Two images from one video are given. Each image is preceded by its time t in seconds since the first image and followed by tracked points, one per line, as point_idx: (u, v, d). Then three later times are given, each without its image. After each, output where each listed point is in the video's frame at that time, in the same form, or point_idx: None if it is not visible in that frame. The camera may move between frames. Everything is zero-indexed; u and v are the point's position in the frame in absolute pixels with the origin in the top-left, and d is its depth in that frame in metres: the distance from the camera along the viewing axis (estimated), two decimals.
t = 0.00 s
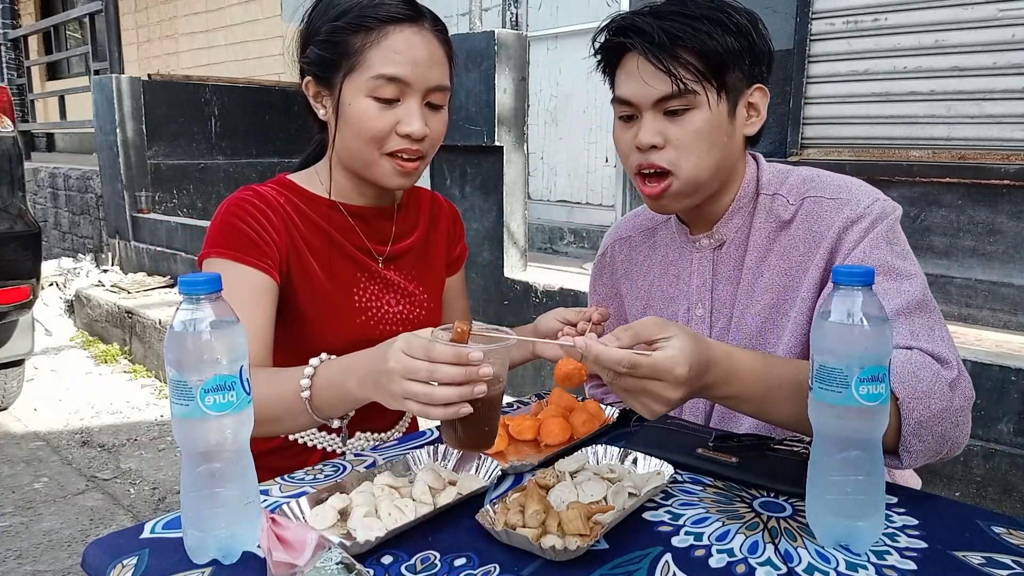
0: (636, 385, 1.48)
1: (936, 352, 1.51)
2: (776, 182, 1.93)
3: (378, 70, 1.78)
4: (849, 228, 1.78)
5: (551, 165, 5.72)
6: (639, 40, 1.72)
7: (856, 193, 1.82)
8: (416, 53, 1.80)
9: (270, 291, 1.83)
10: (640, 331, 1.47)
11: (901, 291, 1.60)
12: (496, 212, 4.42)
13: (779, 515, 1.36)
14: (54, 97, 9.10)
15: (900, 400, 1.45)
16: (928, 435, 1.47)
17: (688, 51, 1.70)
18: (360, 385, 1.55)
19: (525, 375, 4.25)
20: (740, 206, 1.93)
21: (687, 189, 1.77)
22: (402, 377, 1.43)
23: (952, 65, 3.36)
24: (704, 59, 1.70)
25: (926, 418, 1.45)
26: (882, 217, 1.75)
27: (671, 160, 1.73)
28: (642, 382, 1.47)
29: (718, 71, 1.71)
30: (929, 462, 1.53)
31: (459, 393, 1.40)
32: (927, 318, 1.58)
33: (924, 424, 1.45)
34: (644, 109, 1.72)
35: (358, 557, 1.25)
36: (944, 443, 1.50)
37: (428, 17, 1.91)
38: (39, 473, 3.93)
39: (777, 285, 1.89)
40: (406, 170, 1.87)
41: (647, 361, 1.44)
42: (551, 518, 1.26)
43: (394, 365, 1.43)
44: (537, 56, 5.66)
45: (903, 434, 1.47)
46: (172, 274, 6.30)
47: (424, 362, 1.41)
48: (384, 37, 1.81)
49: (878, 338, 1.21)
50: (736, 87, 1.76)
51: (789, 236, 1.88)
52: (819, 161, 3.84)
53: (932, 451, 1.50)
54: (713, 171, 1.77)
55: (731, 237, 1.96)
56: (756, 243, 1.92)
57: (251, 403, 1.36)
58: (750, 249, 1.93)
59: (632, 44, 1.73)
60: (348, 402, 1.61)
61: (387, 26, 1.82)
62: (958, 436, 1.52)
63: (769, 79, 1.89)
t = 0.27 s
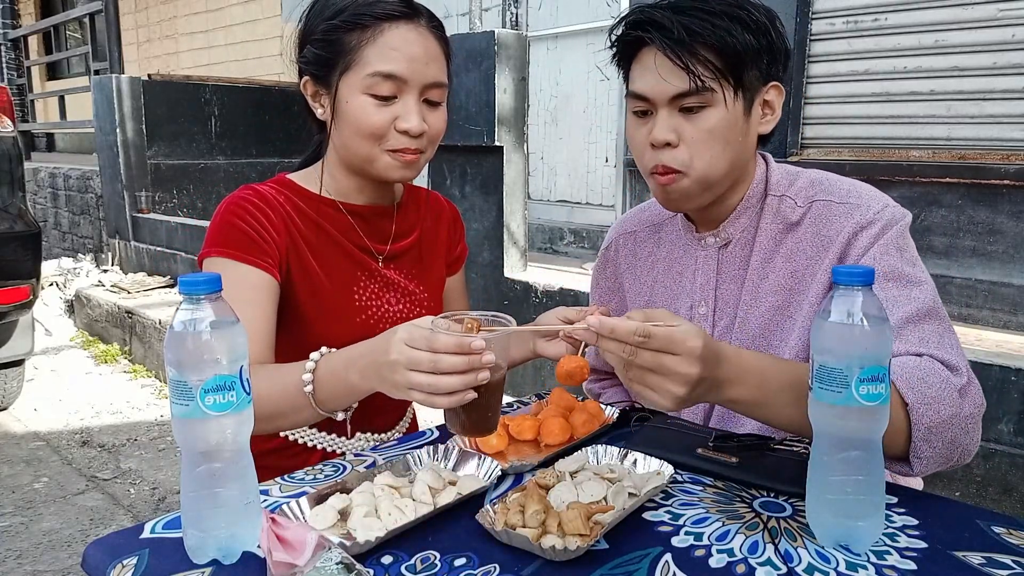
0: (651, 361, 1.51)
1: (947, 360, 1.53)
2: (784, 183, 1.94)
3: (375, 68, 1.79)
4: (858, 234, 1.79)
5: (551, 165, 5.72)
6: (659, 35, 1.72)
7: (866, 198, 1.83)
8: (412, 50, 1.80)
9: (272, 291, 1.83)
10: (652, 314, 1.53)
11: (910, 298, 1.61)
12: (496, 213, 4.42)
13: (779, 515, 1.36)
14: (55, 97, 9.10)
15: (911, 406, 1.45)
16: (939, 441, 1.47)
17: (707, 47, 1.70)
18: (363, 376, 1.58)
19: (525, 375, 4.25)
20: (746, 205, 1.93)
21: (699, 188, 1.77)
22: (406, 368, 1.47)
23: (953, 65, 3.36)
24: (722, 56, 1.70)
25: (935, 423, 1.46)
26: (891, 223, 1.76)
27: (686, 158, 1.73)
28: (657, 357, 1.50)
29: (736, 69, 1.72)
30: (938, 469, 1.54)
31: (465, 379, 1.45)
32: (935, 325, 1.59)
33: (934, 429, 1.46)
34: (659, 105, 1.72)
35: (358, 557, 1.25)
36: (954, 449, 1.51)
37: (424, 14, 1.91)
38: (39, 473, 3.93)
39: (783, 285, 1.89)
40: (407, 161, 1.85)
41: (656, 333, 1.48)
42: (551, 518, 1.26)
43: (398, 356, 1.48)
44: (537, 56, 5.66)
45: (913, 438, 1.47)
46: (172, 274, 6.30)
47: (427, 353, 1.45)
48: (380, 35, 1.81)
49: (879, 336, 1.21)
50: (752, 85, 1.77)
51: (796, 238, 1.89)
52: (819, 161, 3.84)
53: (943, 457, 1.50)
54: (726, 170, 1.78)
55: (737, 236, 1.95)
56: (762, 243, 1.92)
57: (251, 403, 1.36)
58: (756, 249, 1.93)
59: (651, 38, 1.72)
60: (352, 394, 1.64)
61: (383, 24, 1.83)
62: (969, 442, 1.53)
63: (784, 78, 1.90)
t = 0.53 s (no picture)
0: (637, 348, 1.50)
1: (950, 357, 1.52)
2: (784, 184, 1.94)
3: (364, 66, 1.79)
4: (859, 235, 1.78)
5: (551, 165, 5.72)
6: (657, 35, 1.72)
7: (866, 199, 1.83)
8: (401, 46, 1.80)
9: (273, 292, 1.83)
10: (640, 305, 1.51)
11: (912, 299, 1.60)
12: (496, 213, 4.42)
13: (779, 515, 1.36)
14: (55, 97, 9.10)
15: (914, 403, 1.46)
16: (944, 438, 1.47)
17: (705, 47, 1.70)
18: (370, 368, 1.59)
19: (525, 375, 4.25)
20: (745, 206, 1.93)
21: (695, 187, 1.78)
22: (413, 359, 1.51)
23: (952, 64, 3.36)
24: (720, 56, 1.71)
25: (939, 419, 1.46)
26: (892, 224, 1.76)
27: (684, 158, 1.73)
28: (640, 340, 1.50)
29: (735, 69, 1.72)
30: (944, 467, 1.54)
31: (473, 371, 1.50)
32: (939, 325, 1.59)
33: (938, 425, 1.46)
34: (657, 105, 1.73)
35: (358, 557, 1.25)
36: (960, 447, 1.51)
37: (414, 10, 1.91)
38: (39, 473, 3.93)
39: (783, 286, 1.90)
40: (400, 156, 1.85)
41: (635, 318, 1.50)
42: (551, 518, 1.26)
43: (402, 347, 1.51)
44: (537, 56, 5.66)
45: (917, 434, 1.48)
46: (172, 274, 6.31)
47: (433, 342, 1.49)
48: (368, 32, 1.82)
49: (877, 335, 1.21)
50: (751, 85, 1.77)
51: (796, 239, 1.89)
52: (819, 162, 3.84)
53: (949, 455, 1.50)
54: (725, 169, 1.78)
55: (737, 237, 1.96)
56: (762, 244, 1.93)
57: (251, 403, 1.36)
58: (756, 250, 1.94)
59: (649, 39, 1.73)
60: (359, 386, 1.64)
61: (370, 21, 1.83)
62: (976, 438, 1.53)
63: (783, 78, 1.91)
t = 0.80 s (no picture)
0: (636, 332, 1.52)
1: (954, 353, 1.53)
2: (782, 185, 1.94)
3: (362, 65, 1.79)
4: (857, 236, 1.79)
5: (551, 165, 5.72)
6: (644, 40, 1.74)
7: (864, 199, 1.83)
8: (400, 45, 1.80)
9: (272, 289, 1.83)
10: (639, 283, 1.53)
11: (913, 299, 1.60)
12: (496, 213, 4.42)
13: (779, 515, 1.36)
14: (55, 97, 9.10)
15: (915, 396, 1.46)
16: (946, 433, 1.48)
17: (692, 51, 1.72)
18: (376, 358, 1.61)
19: (525, 375, 4.25)
20: (743, 207, 1.94)
21: (687, 188, 1.80)
22: (421, 343, 1.53)
23: (952, 65, 3.36)
24: (707, 59, 1.73)
25: (941, 414, 1.46)
26: (891, 224, 1.75)
27: (675, 160, 1.75)
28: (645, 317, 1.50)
29: (722, 71, 1.74)
30: (946, 463, 1.53)
31: (481, 348, 1.54)
32: (942, 324, 1.58)
33: (939, 419, 1.46)
34: (646, 109, 1.75)
35: (358, 557, 1.25)
36: (964, 443, 1.50)
37: (411, 8, 1.91)
38: (39, 473, 3.93)
39: (782, 287, 1.90)
40: (395, 159, 1.86)
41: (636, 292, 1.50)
42: (551, 518, 1.26)
43: (410, 332, 1.53)
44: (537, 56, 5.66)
45: (918, 429, 1.48)
46: (172, 274, 6.31)
47: (441, 326, 1.51)
48: (368, 30, 1.81)
49: (877, 335, 1.21)
50: (740, 86, 1.78)
51: (794, 240, 1.89)
52: (819, 161, 3.84)
53: (952, 451, 1.50)
54: (717, 172, 1.80)
55: (735, 238, 1.96)
56: (761, 245, 1.93)
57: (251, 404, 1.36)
58: (754, 252, 1.94)
59: (636, 44, 1.75)
60: (365, 374, 1.66)
61: (370, 20, 1.83)
62: (980, 435, 1.52)
63: (776, 78, 1.91)
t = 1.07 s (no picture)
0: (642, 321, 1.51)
1: (955, 353, 1.53)
2: (779, 185, 1.95)
3: (356, 62, 1.79)
4: (854, 235, 1.79)
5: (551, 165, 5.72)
6: (639, 41, 1.75)
7: (860, 198, 1.84)
8: (394, 43, 1.80)
9: (271, 286, 1.83)
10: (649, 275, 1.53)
11: (912, 298, 1.60)
12: (496, 213, 4.42)
13: (780, 515, 1.36)
14: (55, 97, 9.10)
15: (913, 394, 1.47)
16: (943, 432, 1.48)
17: (687, 51, 1.73)
18: (386, 346, 1.63)
19: (525, 375, 4.25)
20: (741, 206, 1.94)
21: (684, 188, 1.81)
22: (431, 329, 1.53)
23: (953, 65, 3.36)
24: (702, 60, 1.74)
25: (939, 414, 1.46)
26: (887, 222, 1.76)
27: (671, 160, 1.76)
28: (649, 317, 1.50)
29: (717, 72, 1.75)
30: (943, 463, 1.54)
31: (491, 332, 1.53)
32: (941, 324, 1.59)
33: (937, 419, 1.46)
34: (643, 110, 1.76)
35: (358, 557, 1.25)
36: (962, 444, 1.50)
37: (409, 8, 1.91)
38: (39, 473, 3.93)
39: (779, 287, 1.90)
40: (391, 155, 1.86)
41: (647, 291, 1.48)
42: (551, 519, 1.26)
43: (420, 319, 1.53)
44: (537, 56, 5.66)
45: (916, 428, 1.48)
46: (172, 274, 6.31)
47: (452, 312, 1.52)
48: (362, 28, 1.81)
49: (877, 336, 1.21)
50: (736, 86, 1.79)
51: (791, 240, 1.90)
52: (819, 161, 3.84)
53: (948, 451, 1.50)
54: (713, 171, 1.80)
55: (732, 238, 1.97)
56: (758, 245, 1.93)
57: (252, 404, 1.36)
58: (752, 252, 1.94)
59: (632, 45, 1.76)
60: (373, 364, 1.68)
61: (364, 17, 1.83)
62: (978, 437, 1.52)
63: (773, 78, 1.92)
